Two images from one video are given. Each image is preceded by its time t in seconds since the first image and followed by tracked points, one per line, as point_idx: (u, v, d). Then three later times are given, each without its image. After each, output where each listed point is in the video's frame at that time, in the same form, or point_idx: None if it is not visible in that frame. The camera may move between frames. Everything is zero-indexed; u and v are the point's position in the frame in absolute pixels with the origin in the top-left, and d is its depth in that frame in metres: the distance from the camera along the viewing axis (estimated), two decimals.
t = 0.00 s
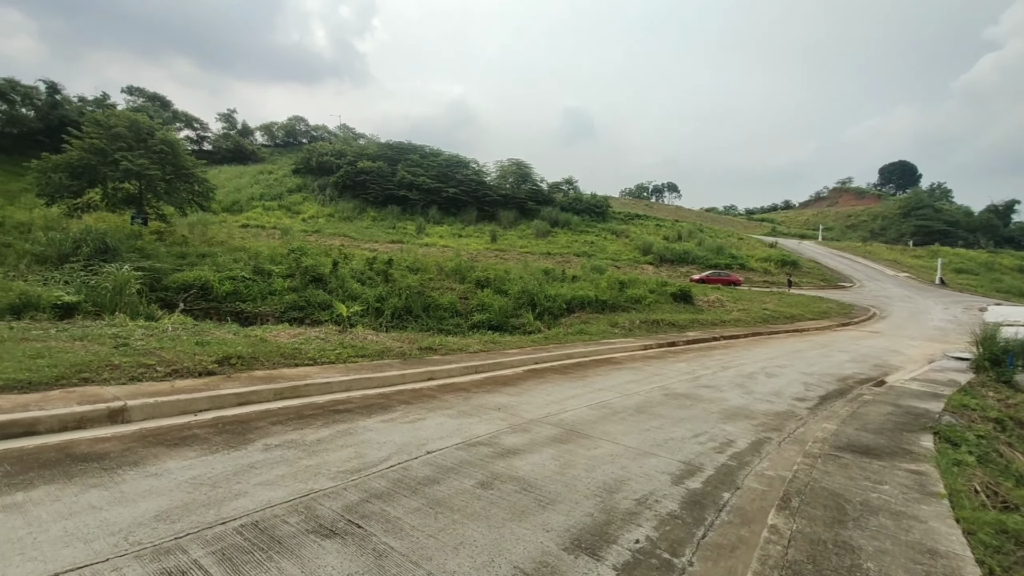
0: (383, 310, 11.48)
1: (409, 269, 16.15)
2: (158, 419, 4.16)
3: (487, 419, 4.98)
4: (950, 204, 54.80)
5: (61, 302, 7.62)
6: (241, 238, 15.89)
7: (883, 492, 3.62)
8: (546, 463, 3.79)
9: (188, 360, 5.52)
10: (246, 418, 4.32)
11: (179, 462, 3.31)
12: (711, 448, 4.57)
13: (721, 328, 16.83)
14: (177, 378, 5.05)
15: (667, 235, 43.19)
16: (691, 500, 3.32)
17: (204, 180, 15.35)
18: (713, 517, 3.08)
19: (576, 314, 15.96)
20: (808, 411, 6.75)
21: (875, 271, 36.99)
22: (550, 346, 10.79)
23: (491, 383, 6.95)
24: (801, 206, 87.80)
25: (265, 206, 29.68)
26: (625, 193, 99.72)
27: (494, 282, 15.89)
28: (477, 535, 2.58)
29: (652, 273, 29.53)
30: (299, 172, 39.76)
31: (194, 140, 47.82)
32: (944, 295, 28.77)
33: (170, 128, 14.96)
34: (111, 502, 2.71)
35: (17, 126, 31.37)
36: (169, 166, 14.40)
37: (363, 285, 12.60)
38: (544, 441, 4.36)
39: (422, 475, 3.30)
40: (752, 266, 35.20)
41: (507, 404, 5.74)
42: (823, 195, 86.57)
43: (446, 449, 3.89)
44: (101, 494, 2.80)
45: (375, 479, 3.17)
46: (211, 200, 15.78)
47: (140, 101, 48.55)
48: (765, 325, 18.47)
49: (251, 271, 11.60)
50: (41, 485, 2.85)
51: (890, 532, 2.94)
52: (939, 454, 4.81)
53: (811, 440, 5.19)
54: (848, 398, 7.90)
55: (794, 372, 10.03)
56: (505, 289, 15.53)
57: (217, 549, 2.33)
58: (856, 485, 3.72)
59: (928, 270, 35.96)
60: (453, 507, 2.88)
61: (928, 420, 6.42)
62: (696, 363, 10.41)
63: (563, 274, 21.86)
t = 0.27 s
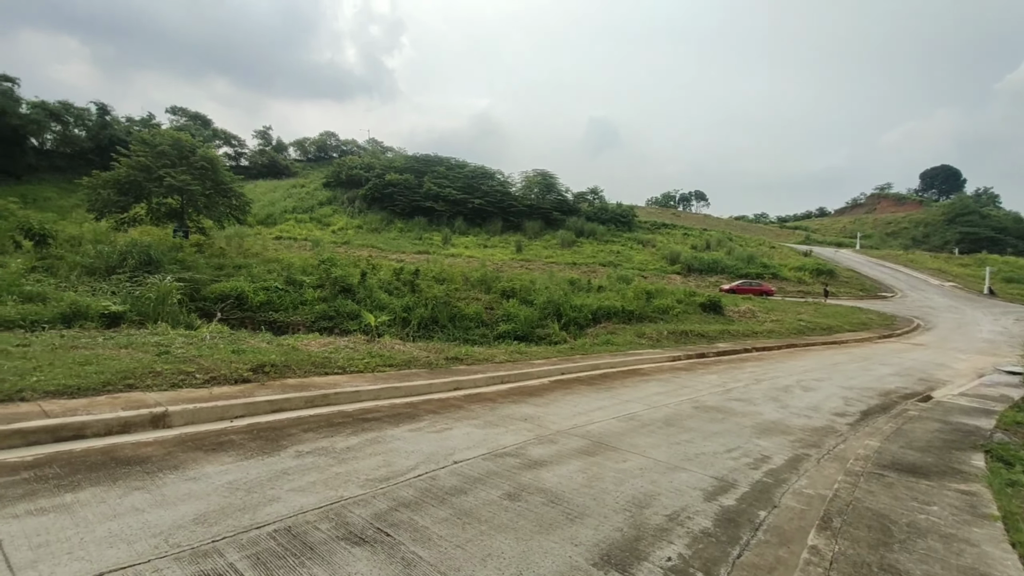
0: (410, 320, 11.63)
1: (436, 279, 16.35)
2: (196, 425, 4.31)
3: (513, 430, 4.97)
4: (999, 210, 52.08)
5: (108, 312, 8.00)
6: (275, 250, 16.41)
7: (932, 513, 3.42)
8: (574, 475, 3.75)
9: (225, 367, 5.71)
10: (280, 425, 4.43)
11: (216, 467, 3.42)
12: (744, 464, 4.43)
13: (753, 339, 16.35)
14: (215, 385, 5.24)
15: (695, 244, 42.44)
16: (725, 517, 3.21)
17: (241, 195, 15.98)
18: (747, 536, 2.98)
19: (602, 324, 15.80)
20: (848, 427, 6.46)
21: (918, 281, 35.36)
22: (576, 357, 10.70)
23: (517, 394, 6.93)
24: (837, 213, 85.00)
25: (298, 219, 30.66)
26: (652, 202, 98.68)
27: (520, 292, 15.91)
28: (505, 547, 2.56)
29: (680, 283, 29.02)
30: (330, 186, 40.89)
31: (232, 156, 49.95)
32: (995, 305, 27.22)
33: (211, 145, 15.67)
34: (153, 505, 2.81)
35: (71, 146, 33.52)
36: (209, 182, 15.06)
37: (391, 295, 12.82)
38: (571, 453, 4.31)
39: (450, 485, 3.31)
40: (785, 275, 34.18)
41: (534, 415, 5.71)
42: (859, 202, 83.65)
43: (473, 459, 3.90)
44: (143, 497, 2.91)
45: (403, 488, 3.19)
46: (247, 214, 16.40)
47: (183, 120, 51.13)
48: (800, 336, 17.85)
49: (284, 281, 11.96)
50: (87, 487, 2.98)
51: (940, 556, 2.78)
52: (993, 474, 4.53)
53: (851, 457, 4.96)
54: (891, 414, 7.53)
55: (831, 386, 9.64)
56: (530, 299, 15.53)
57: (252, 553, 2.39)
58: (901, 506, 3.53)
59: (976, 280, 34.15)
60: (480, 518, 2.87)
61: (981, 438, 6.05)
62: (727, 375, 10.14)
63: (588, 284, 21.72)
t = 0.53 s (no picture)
0: (435, 328, 11.73)
1: (460, 288, 16.48)
2: (230, 429, 4.44)
3: (538, 439, 4.93)
4: None
5: (148, 319, 8.35)
6: (305, 259, 16.87)
7: (984, 537, 3.22)
8: (600, 487, 3.69)
9: (258, 374, 5.88)
10: (309, 431, 4.53)
11: (248, 471, 3.51)
12: (778, 479, 4.28)
13: (785, 349, 15.83)
14: (248, 391, 5.39)
15: (723, 252, 41.55)
16: (758, 534, 3.11)
17: (273, 206, 16.50)
18: (782, 554, 2.87)
19: (628, 333, 15.59)
20: (890, 443, 6.17)
21: (964, 290, 33.64)
22: (601, 366, 10.57)
23: (541, 403, 6.89)
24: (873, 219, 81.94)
25: (326, 229, 31.47)
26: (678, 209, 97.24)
27: (544, 301, 15.86)
28: (530, 558, 2.53)
29: (708, 292, 28.42)
30: (358, 197, 41.85)
31: (265, 170, 51.74)
32: None
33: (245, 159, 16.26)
34: (189, 507, 2.91)
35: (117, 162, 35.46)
36: (244, 194, 15.64)
37: (416, 303, 12.98)
38: (597, 464, 4.25)
39: (475, 494, 3.31)
40: (818, 283, 33.06)
41: (559, 425, 5.66)
42: (897, 207, 80.45)
43: (497, 469, 3.88)
44: (180, 499, 3.00)
45: (429, 496, 3.21)
46: (279, 225, 16.93)
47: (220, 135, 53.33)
48: (836, 347, 17.18)
49: (313, 290, 12.26)
50: (128, 488, 3.10)
51: None
52: None
53: (893, 474, 4.73)
54: (937, 429, 7.15)
55: (871, 399, 9.23)
56: (554, 308, 15.46)
57: (282, 557, 2.43)
58: (949, 527, 3.34)
59: None
60: (505, 528, 2.85)
61: None
62: (759, 386, 9.83)
63: (613, 293, 21.49)
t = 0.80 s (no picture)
0: (455, 335, 11.79)
1: (480, 295, 16.54)
2: (255, 433, 4.54)
3: (558, 447, 4.89)
4: None
5: (179, 325, 8.62)
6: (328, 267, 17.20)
7: None
8: (622, 496, 3.63)
9: (282, 379, 5.99)
10: (332, 435, 4.59)
11: (273, 474, 3.57)
12: (807, 492, 4.13)
13: (814, 357, 15.37)
14: (273, 395, 5.50)
15: (748, 257, 40.71)
16: (787, 548, 3.01)
17: (298, 215, 16.90)
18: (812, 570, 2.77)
19: (649, 340, 15.38)
20: (927, 455, 5.91)
21: (1005, 296, 32.12)
22: (622, 373, 10.44)
23: (562, 410, 6.83)
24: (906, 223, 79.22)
25: (349, 237, 32.07)
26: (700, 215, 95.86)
27: (564, 308, 15.80)
28: (551, 568, 2.50)
29: (732, 298, 27.84)
30: (380, 205, 42.55)
31: (291, 180, 53.12)
32: None
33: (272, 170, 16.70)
34: (216, 509, 2.97)
35: (151, 173, 37.03)
36: (270, 204, 16.08)
37: (437, 310, 13.08)
38: (619, 473, 4.19)
39: (495, 502, 3.29)
40: (848, 290, 32.05)
41: (579, 433, 5.60)
42: (931, 211, 77.66)
43: (517, 476, 3.86)
44: (207, 501, 3.07)
45: (449, 502, 3.20)
46: (304, 234, 17.33)
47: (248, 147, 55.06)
48: (867, 355, 16.59)
49: (335, 297, 12.48)
50: (158, 490, 3.19)
51: None
52: None
53: (931, 488, 4.52)
54: (979, 442, 6.81)
55: (906, 410, 8.86)
56: (574, 315, 15.38)
57: (305, 560, 2.46)
58: (993, 547, 3.17)
59: None
60: (525, 536, 2.82)
61: None
62: (786, 395, 9.56)
63: (634, 299, 21.26)
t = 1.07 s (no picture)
0: (468, 339, 11.79)
1: (494, 299, 16.54)
2: (271, 436, 4.58)
3: (571, 452, 4.84)
4: None
5: (198, 329, 8.77)
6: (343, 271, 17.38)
7: None
8: (637, 503, 3.57)
9: (298, 382, 6.04)
10: (346, 439, 4.61)
11: (287, 476, 3.59)
12: (829, 501, 4.02)
13: (833, 363, 15.04)
14: (288, 399, 5.55)
15: (765, 261, 40.09)
16: (807, 559, 2.92)
17: (314, 220, 17.13)
18: None
19: (664, 345, 15.20)
20: (954, 464, 5.72)
21: None
22: (637, 378, 10.32)
23: (575, 415, 6.77)
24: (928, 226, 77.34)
25: (364, 242, 32.41)
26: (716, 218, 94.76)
27: (577, 312, 15.72)
28: None
29: (748, 303, 27.42)
30: (394, 210, 42.93)
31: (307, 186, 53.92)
32: None
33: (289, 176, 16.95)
34: (231, 511, 2.99)
35: (173, 180, 38.11)
36: (287, 210, 16.35)
37: (450, 314, 13.11)
38: (633, 479, 4.13)
39: (507, 507, 3.26)
40: (869, 294, 31.34)
41: (593, 438, 5.54)
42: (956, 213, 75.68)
43: (530, 481, 3.83)
44: (222, 503, 3.10)
45: (461, 507, 3.19)
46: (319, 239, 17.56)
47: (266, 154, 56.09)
48: (890, 361, 16.17)
49: (350, 301, 12.59)
50: (175, 491, 3.22)
51: None
52: None
53: (959, 498, 4.36)
54: (1009, 451, 6.57)
55: (931, 417, 8.60)
56: (588, 319, 15.28)
57: (318, 564, 2.46)
58: None
59: None
60: (538, 543, 2.79)
61: None
62: (805, 401, 9.35)
63: (648, 304, 21.07)
